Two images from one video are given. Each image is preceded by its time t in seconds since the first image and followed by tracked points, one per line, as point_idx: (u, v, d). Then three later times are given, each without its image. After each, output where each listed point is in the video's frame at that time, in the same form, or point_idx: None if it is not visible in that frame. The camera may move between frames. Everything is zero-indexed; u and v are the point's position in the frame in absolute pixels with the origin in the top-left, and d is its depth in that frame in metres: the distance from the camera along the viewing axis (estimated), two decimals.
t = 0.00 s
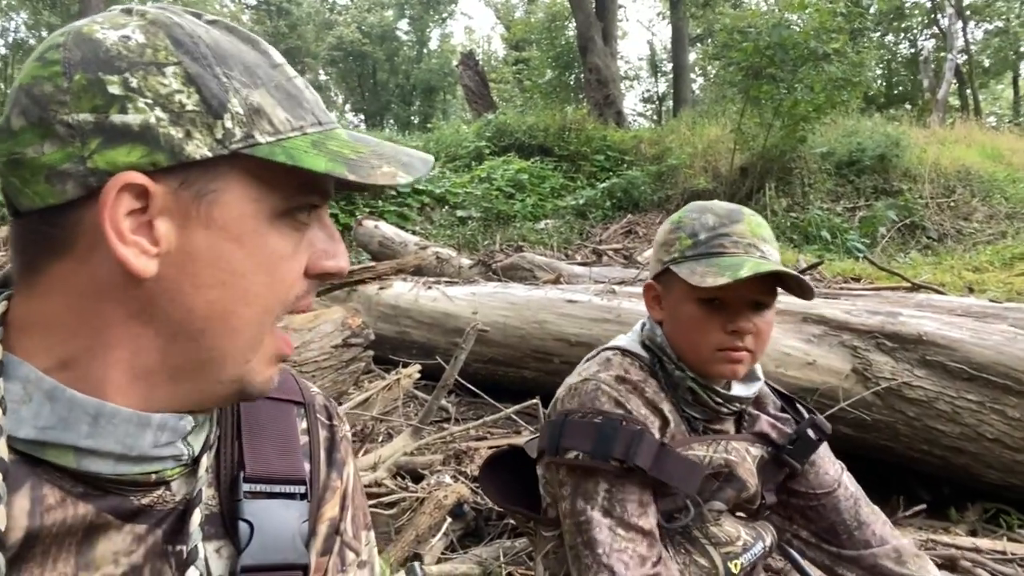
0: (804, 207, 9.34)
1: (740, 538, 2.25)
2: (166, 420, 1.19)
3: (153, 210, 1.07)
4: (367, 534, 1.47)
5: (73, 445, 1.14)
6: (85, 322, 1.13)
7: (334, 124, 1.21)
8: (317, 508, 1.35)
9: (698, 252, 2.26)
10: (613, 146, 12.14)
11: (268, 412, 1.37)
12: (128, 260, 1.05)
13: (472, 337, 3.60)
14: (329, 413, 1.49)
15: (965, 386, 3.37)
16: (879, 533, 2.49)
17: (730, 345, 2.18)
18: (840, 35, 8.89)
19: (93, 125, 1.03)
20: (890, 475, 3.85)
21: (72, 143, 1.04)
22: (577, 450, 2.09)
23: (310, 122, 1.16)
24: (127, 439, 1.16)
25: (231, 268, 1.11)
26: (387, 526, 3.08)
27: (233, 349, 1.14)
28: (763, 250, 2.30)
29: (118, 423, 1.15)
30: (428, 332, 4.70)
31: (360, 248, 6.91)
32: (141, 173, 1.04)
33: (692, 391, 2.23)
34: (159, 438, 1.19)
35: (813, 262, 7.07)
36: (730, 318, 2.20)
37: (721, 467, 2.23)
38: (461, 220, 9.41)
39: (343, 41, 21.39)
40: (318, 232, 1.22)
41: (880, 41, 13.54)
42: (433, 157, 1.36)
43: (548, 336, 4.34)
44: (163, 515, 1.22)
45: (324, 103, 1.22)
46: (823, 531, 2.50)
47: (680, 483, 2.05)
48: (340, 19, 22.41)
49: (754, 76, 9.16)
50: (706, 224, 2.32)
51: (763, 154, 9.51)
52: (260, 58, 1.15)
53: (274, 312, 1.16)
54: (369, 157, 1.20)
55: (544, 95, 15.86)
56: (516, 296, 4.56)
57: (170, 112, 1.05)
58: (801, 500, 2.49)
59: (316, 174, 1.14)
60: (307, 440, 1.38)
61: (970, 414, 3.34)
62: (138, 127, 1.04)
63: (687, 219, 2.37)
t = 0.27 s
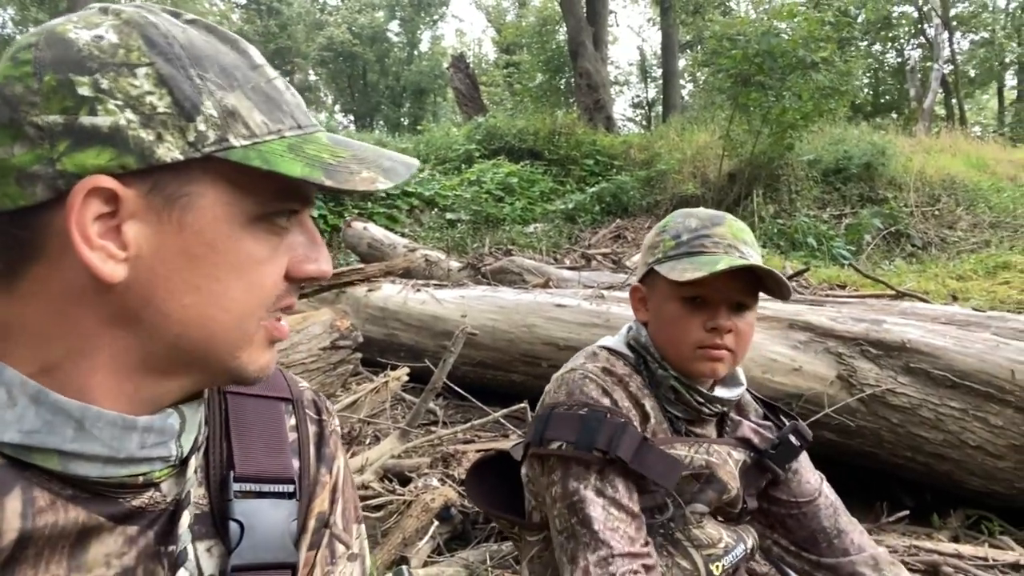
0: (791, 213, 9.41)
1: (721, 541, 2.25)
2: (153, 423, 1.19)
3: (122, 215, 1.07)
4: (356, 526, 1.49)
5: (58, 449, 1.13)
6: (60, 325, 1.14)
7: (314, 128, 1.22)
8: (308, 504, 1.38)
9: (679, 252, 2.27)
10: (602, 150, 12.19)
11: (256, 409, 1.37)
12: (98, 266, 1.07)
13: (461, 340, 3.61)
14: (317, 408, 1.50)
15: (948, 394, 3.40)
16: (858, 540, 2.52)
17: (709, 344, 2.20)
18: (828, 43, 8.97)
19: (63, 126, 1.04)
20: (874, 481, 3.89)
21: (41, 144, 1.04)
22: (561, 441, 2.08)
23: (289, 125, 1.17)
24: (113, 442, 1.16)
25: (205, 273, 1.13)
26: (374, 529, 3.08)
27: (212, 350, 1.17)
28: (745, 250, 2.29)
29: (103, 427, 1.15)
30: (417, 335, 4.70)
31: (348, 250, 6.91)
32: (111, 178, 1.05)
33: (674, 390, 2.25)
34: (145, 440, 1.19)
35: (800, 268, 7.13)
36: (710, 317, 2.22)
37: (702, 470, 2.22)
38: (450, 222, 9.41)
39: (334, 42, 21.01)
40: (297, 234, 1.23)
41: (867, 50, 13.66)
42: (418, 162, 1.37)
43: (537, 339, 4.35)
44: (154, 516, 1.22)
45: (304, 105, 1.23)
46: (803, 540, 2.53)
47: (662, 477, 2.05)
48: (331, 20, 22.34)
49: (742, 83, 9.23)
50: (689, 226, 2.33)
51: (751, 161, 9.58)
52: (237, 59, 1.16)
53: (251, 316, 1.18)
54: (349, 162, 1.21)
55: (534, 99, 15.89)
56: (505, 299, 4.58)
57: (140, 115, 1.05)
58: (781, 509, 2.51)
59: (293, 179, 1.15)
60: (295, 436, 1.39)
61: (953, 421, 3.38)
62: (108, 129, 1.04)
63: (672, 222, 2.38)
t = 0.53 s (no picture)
0: (780, 223, 9.47)
1: (711, 547, 2.22)
2: (137, 429, 1.19)
3: (106, 218, 1.07)
4: (346, 528, 1.48)
5: (41, 455, 1.12)
6: (46, 331, 1.13)
7: (303, 132, 1.22)
8: (299, 506, 1.38)
9: (662, 257, 2.29)
10: (594, 159, 12.23)
11: (245, 411, 1.37)
12: (81, 269, 1.06)
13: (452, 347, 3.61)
14: (307, 409, 1.50)
15: (935, 403, 3.43)
16: (846, 546, 2.53)
17: (693, 347, 2.21)
18: (818, 55, 9.05)
19: (46, 128, 1.04)
20: (862, 490, 3.91)
21: (24, 146, 1.04)
22: (556, 438, 2.10)
23: (277, 127, 1.17)
24: (98, 449, 1.15)
25: (191, 277, 1.11)
26: (363, 536, 3.06)
27: (199, 355, 1.16)
28: (729, 253, 2.28)
29: (89, 434, 1.15)
30: (407, 341, 4.69)
31: (339, 256, 6.91)
32: (93, 180, 1.05)
33: (664, 393, 2.26)
34: (130, 447, 1.19)
35: (789, 278, 7.16)
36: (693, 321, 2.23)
37: (693, 476, 2.22)
38: (441, 229, 9.41)
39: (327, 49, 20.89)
40: (287, 236, 1.22)
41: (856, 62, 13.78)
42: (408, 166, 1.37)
43: (528, 346, 4.36)
44: (140, 521, 1.22)
45: (293, 107, 1.23)
46: (792, 546, 2.54)
47: (654, 477, 2.06)
48: (323, 26, 22.33)
49: (732, 93, 9.29)
50: (673, 233, 2.34)
51: (741, 170, 9.64)
52: (225, 60, 1.17)
53: (240, 320, 1.16)
54: (337, 166, 1.22)
55: (526, 107, 15.94)
56: (496, 306, 4.58)
57: (125, 117, 1.05)
58: (769, 515, 2.52)
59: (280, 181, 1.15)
60: (284, 437, 1.39)
61: (941, 430, 3.41)
62: (92, 131, 1.04)
63: (659, 229, 2.40)
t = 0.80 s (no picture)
0: (771, 228, 9.52)
1: (707, 547, 2.23)
2: (130, 428, 1.19)
3: (80, 206, 1.09)
4: (341, 527, 1.49)
5: (35, 452, 1.13)
6: (31, 326, 1.15)
7: (278, 117, 1.23)
8: (295, 505, 1.38)
9: (636, 258, 2.31)
10: (586, 165, 12.27)
11: (240, 411, 1.38)
12: (56, 257, 1.07)
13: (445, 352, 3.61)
14: (303, 409, 1.51)
15: (926, 406, 3.45)
16: (839, 546, 2.54)
17: (665, 344, 2.23)
18: (807, 62, 9.13)
19: (18, 119, 1.05)
20: (854, 493, 3.94)
21: None
22: (555, 430, 2.11)
23: (251, 112, 1.18)
24: (91, 446, 1.16)
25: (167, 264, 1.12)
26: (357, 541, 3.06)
27: (181, 345, 1.16)
28: (702, 250, 2.27)
29: (80, 431, 1.16)
30: (401, 347, 4.70)
31: (332, 262, 6.91)
32: (64, 168, 1.07)
33: (654, 388, 2.28)
34: (124, 445, 1.19)
35: (780, 283, 7.20)
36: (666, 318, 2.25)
37: (688, 474, 2.23)
38: (434, 235, 9.42)
39: (318, 55, 21.17)
40: (270, 224, 1.23)
41: (846, 69, 13.87)
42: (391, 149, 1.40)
43: (521, 351, 4.36)
44: (137, 519, 1.22)
45: (268, 95, 1.25)
46: (786, 547, 2.55)
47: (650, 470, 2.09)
48: (315, 33, 22.33)
49: (723, 100, 9.35)
50: (649, 234, 2.35)
51: (732, 176, 9.70)
52: (196, 50, 1.18)
53: (221, 307, 1.17)
54: (311, 148, 1.23)
55: (518, 114, 15.97)
56: (489, 312, 4.59)
57: (95, 104, 1.07)
58: (763, 516, 2.53)
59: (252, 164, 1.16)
60: (280, 436, 1.39)
61: (931, 433, 3.43)
62: (62, 119, 1.06)
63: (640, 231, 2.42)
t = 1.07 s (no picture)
0: (770, 232, 9.51)
1: (706, 553, 2.22)
2: (121, 434, 1.17)
3: (57, 204, 1.05)
4: (335, 537, 1.49)
5: (23, 459, 1.11)
6: (11, 327, 1.12)
7: (260, 112, 1.18)
8: (289, 513, 1.37)
9: (639, 260, 2.31)
10: (584, 170, 12.27)
11: (235, 419, 1.38)
12: (32, 256, 1.04)
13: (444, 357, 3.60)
14: (297, 417, 1.50)
15: (927, 409, 3.44)
16: (840, 552, 2.54)
17: (667, 347, 2.21)
18: (806, 66, 9.14)
19: None
20: (855, 498, 3.92)
21: None
22: (551, 434, 2.10)
23: (230, 105, 1.14)
24: (81, 452, 1.14)
25: (145, 263, 1.09)
26: (356, 548, 3.03)
27: (161, 346, 1.12)
28: (705, 253, 2.26)
29: (70, 437, 1.14)
30: (400, 352, 4.68)
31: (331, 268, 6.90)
32: (38, 164, 1.03)
33: (653, 393, 2.27)
34: (113, 452, 1.17)
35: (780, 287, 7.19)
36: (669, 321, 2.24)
37: (686, 479, 2.22)
38: (433, 240, 9.41)
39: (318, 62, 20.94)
40: (253, 222, 1.20)
41: (844, 72, 13.89)
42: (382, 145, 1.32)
43: (520, 356, 4.35)
44: (128, 526, 1.21)
45: (253, 91, 1.21)
46: (787, 553, 2.54)
47: (647, 475, 2.06)
48: (314, 39, 22.35)
49: (721, 105, 9.34)
50: (653, 238, 2.35)
51: (731, 181, 9.70)
52: (179, 46, 1.15)
53: (200, 306, 1.13)
54: (288, 138, 1.17)
55: (517, 119, 15.98)
56: (488, 317, 4.58)
57: (68, 99, 1.04)
58: (764, 523, 2.52)
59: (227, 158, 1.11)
60: (275, 444, 1.39)
61: (932, 437, 3.42)
62: (36, 117, 1.03)
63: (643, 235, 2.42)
